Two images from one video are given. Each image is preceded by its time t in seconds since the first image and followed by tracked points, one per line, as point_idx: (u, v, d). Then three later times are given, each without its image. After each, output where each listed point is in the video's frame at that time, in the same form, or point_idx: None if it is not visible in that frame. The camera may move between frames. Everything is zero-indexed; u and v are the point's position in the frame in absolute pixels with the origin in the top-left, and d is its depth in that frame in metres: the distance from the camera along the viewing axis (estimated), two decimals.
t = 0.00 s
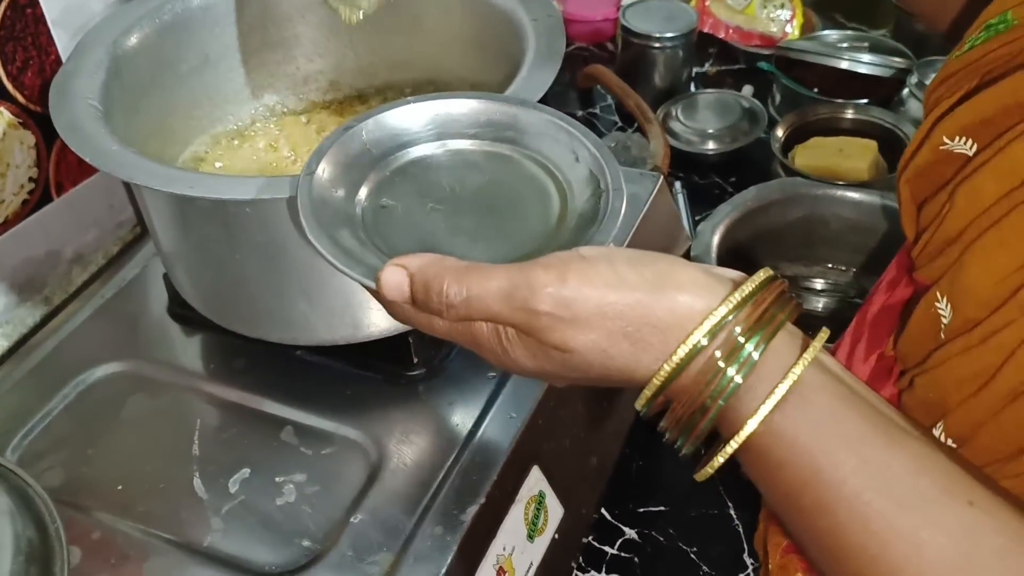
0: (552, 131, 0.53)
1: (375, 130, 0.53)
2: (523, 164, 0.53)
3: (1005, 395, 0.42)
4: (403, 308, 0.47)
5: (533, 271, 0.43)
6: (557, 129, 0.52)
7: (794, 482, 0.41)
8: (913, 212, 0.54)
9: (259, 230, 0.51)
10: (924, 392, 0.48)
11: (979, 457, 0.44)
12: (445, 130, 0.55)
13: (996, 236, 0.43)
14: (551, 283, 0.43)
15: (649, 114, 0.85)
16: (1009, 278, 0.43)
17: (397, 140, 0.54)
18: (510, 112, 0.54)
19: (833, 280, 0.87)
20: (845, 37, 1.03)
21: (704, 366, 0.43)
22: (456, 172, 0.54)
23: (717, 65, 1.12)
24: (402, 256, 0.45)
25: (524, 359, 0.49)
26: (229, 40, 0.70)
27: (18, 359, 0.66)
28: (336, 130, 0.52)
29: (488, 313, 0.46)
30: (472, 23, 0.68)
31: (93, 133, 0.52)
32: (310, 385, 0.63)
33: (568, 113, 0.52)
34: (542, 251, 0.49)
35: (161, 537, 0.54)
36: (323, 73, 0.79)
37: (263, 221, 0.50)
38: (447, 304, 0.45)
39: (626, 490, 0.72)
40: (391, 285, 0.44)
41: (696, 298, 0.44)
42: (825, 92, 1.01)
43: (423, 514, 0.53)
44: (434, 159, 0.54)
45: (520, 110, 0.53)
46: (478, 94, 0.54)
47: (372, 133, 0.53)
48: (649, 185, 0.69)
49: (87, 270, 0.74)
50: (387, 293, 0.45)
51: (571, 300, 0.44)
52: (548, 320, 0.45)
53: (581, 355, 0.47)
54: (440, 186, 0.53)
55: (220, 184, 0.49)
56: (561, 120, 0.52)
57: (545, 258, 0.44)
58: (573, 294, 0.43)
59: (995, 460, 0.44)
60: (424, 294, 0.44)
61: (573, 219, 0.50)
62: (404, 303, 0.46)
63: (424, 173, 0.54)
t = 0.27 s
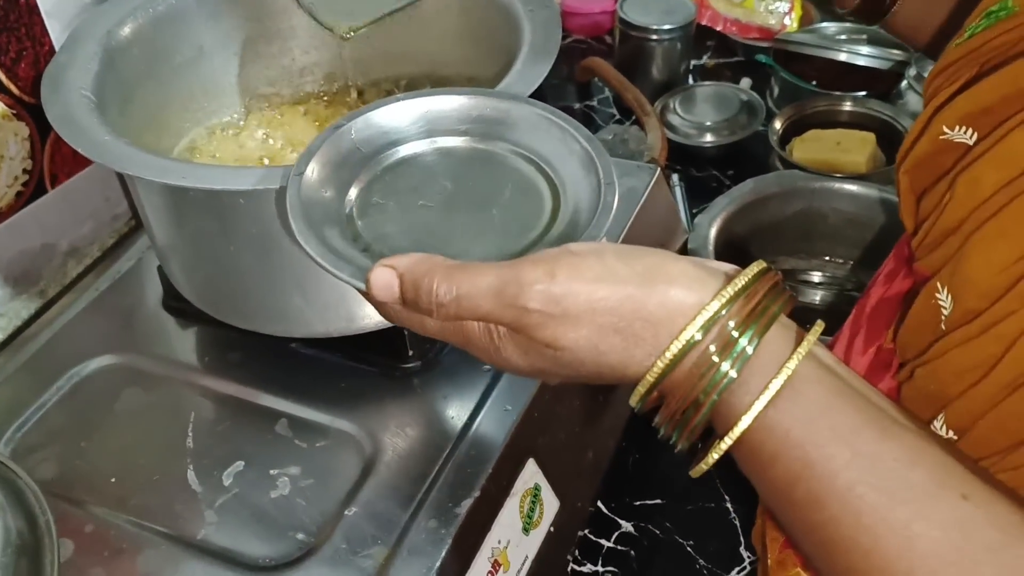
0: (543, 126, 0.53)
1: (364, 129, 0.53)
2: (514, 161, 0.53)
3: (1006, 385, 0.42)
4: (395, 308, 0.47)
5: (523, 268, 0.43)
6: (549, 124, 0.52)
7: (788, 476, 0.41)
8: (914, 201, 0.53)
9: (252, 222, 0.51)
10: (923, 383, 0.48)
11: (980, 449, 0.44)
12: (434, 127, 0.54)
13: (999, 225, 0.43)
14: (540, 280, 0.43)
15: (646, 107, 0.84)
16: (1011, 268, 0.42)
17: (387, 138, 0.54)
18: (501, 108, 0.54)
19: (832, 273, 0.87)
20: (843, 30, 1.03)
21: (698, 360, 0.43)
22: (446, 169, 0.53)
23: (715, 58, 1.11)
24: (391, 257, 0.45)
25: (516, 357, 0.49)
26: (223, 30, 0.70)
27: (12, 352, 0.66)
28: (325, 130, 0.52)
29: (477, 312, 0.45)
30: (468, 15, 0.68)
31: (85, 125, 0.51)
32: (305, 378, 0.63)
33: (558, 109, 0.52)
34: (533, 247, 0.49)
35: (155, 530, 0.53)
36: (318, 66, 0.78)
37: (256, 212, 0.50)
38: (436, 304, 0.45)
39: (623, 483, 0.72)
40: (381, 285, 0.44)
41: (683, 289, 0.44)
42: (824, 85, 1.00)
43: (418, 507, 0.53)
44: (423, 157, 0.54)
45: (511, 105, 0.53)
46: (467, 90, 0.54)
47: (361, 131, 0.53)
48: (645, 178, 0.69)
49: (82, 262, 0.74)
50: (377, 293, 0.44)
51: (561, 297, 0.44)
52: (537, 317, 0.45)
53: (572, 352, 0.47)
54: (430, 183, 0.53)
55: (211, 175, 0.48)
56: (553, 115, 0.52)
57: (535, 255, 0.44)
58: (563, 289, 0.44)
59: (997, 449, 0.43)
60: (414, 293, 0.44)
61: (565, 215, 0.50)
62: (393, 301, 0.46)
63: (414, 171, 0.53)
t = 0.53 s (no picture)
0: (535, 116, 0.53)
1: (354, 119, 0.52)
2: (505, 151, 0.53)
3: (1004, 373, 0.42)
4: (386, 297, 0.47)
5: (516, 260, 0.43)
6: (541, 114, 0.52)
7: (783, 468, 0.41)
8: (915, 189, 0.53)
9: (248, 211, 0.50)
10: (920, 374, 0.48)
11: (978, 437, 0.44)
12: (424, 118, 0.54)
13: (992, 215, 0.43)
14: (532, 270, 0.43)
15: (645, 99, 0.84)
16: (1005, 258, 0.42)
17: (377, 129, 0.53)
18: (492, 98, 0.53)
19: (829, 267, 0.87)
20: (843, 23, 1.02)
21: (689, 347, 0.43)
22: (437, 158, 0.53)
23: (714, 51, 1.11)
24: (382, 245, 0.44)
25: (508, 347, 0.50)
26: (220, 20, 0.70)
27: (8, 342, 0.66)
28: (315, 120, 0.51)
29: (470, 302, 0.46)
30: (467, 5, 0.68)
31: (82, 114, 0.51)
32: (303, 369, 0.62)
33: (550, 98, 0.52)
34: (525, 237, 0.48)
35: (151, 521, 0.53)
36: (317, 56, 0.77)
37: (252, 202, 0.50)
38: (428, 294, 0.45)
39: (621, 476, 0.72)
40: (373, 275, 0.43)
41: (677, 279, 0.44)
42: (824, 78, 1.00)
43: (416, 498, 0.53)
44: (415, 147, 0.53)
45: (503, 95, 0.53)
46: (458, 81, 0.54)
47: (351, 121, 0.52)
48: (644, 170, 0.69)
49: (78, 253, 0.74)
50: (369, 283, 0.43)
51: (552, 286, 0.44)
52: (530, 306, 0.45)
53: (566, 342, 0.48)
54: (421, 173, 0.52)
55: (206, 164, 0.48)
56: (545, 106, 0.52)
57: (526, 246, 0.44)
58: (554, 280, 0.44)
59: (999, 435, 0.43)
60: (405, 283, 0.44)
61: (557, 205, 0.49)
62: (383, 291, 0.45)
63: (406, 161, 0.53)
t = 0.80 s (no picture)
0: (536, 104, 0.53)
1: (357, 107, 0.52)
2: (506, 139, 0.53)
3: (1007, 369, 0.42)
4: (387, 284, 0.47)
5: (514, 244, 0.43)
6: (542, 102, 0.52)
7: (778, 453, 0.41)
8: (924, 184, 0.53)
9: (253, 207, 0.50)
10: (925, 370, 0.48)
11: (981, 432, 0.45)
12: (426, 105, 0.54)
13: (995, 212, 0.43)
14: (531, 255, 0.43)
15: (649, 97, 0.84)
16: (1008, 255, 0.42)
17: (379, 117, 0.53)
18: (493, 86, 0.53)
19: (833, 264, 0.87)
20: (845, 21, 1.02)
21: (688, 333, 0.43)
22: (438, 146, 0.53)
23: (716, 49, 1.11)
24: (383, 233, 0.44)
25: (507, 331, 0.50)
26: (223, 16, 0.70)
27: (12, 339, 0.66)
28: (317, 109, 0.51)
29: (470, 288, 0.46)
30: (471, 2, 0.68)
31: (86, 109, 0.51)
32: (307, 366, 0.62)
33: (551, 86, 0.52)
34: (524, 224, 0.49)
35: (156, 518, 0.53)
36: (321, 53, 0.77)
37: (255, 197, 0.50)
38: (428, 280, 0.45)
39: (624, 474, 0.72)
40: (373, 261, 0.43)
41: (676, 265, 0.44)
42: (827, 76, 1.00)
43: (421, 494, 0.53)
44: (416, 136, 0.53)
45: (503, 83, 0.53)
46: (460, 69, 0.54)
47: (354, 110, 0.52)
48: (648, 167, 0.69)
49: (82, 250, 0.74)
50: (371, 271, 0.44)
51: (552, 271, 0.44)
52: (530, 292, 0.45)
53: (565, 327, 0.47)
54: (421, 161, 0.52)
55: (208, 159, 0.48)
56: (545, 93, 0.52)
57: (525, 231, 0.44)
58: (553, 266, 0.44)
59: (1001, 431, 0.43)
60: (406, 269, 0.44)
61: (557, 192, 0.49)
62: (384, 278, 0.45)
63: (407, 149, 0.53)
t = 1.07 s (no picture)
0: (551, 102, 0.53)
1: (374, 105, 0.52)
2: (520, 137, 0.53)
3: (1019, 369, 0.42)
4: (404, 280, 0.46)
5: (530, 239, 0.43)
6: (557, 100, 0.52)
7: (789, 446, 0.41)
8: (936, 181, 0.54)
9: (259, 204, 0.50)
10: (935, 370, 0.48)
11: (994, 431, 0.44)
12: (443, 104, 0.54)
13: (1010, 209, 0.43)
14: (546, 251, 0.43)
15: (653, 95, 0.83)
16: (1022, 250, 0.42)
17: (394, 115, 0.53)
18: (507, 84, 0.53)
19: (838, 262, 0.87)
20: (850, 19, 1.02)
21: (703, 330, 0.43)
22: (453, 144, 0.53)
23: (720, 47, 1.11)
24: (401, 230, 0.45)
25: (521, 327, 0.50)
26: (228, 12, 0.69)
27: (15, 335, 0.66)
28: (334, 106, 0.51)
29: (485, 283, 0.46)
30: None
31: (92, 105, 0.51)
32: (313, 363, 0.62)
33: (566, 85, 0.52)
34: (540, 222, 0.49)
35: (162, 515, 0.53)
36: (326, 51, 0.77)
37: (262, 193, 0.49)
38: (445, 276, 0.45)
39: (628, 472, 0.72)
40: (392, 256, 0.44)
41: (692, 262, 0.43)
42: (830, 75, 0.99)
43: (427, 491, 0.53)
44: (431, 134, 0.53)
45: (518, 81, 0.53)
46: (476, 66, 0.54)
47: (371, 108, 0.52)
48: (653, 165, 0.69)
49: (85, 246, 0.73)
50: (389, 266, 0.44)
51: (566, 267, 0.44)
52: (544, 287, 0.45)
53: (578, 322, 0.47)
54: (436, 159, 0.52)
55: (217, 155, 0.48)
56: (560, 93, 0.52)
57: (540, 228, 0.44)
58: (568, 260, 0.43)
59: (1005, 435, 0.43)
60: (423, 266, 0.44)
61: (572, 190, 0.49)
62: (402, 275, 0.46)
63: (421, 147, 0.53)
